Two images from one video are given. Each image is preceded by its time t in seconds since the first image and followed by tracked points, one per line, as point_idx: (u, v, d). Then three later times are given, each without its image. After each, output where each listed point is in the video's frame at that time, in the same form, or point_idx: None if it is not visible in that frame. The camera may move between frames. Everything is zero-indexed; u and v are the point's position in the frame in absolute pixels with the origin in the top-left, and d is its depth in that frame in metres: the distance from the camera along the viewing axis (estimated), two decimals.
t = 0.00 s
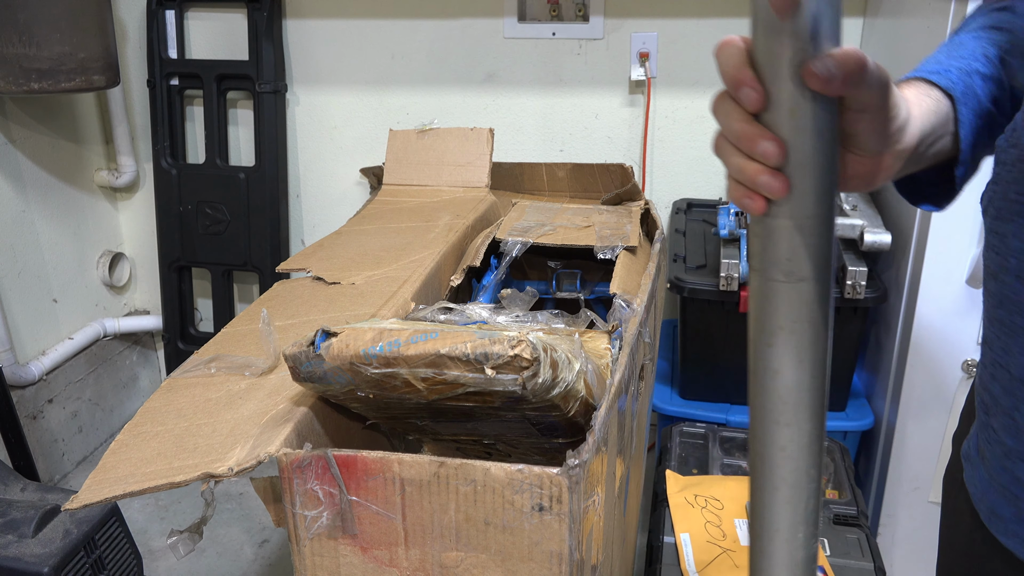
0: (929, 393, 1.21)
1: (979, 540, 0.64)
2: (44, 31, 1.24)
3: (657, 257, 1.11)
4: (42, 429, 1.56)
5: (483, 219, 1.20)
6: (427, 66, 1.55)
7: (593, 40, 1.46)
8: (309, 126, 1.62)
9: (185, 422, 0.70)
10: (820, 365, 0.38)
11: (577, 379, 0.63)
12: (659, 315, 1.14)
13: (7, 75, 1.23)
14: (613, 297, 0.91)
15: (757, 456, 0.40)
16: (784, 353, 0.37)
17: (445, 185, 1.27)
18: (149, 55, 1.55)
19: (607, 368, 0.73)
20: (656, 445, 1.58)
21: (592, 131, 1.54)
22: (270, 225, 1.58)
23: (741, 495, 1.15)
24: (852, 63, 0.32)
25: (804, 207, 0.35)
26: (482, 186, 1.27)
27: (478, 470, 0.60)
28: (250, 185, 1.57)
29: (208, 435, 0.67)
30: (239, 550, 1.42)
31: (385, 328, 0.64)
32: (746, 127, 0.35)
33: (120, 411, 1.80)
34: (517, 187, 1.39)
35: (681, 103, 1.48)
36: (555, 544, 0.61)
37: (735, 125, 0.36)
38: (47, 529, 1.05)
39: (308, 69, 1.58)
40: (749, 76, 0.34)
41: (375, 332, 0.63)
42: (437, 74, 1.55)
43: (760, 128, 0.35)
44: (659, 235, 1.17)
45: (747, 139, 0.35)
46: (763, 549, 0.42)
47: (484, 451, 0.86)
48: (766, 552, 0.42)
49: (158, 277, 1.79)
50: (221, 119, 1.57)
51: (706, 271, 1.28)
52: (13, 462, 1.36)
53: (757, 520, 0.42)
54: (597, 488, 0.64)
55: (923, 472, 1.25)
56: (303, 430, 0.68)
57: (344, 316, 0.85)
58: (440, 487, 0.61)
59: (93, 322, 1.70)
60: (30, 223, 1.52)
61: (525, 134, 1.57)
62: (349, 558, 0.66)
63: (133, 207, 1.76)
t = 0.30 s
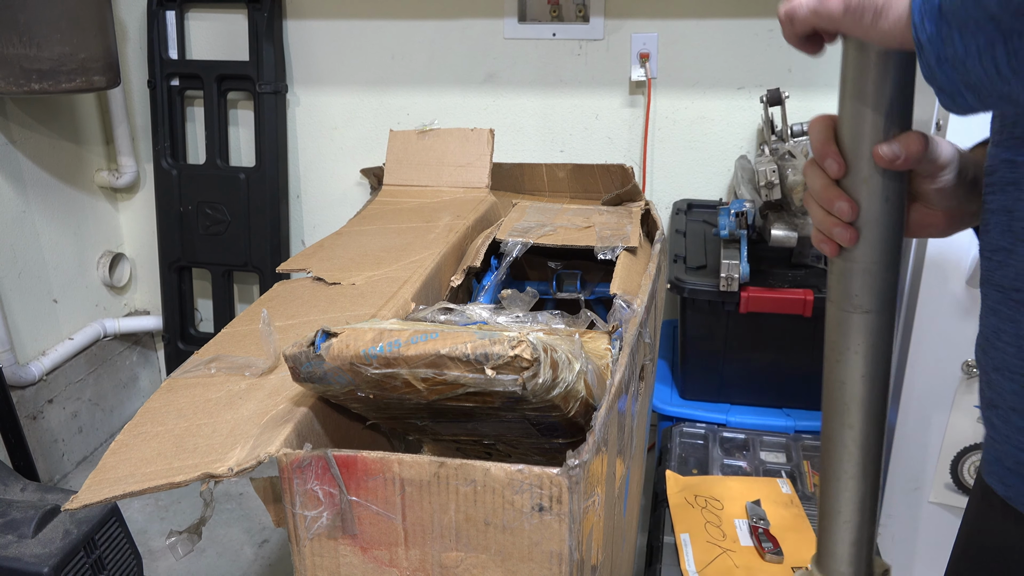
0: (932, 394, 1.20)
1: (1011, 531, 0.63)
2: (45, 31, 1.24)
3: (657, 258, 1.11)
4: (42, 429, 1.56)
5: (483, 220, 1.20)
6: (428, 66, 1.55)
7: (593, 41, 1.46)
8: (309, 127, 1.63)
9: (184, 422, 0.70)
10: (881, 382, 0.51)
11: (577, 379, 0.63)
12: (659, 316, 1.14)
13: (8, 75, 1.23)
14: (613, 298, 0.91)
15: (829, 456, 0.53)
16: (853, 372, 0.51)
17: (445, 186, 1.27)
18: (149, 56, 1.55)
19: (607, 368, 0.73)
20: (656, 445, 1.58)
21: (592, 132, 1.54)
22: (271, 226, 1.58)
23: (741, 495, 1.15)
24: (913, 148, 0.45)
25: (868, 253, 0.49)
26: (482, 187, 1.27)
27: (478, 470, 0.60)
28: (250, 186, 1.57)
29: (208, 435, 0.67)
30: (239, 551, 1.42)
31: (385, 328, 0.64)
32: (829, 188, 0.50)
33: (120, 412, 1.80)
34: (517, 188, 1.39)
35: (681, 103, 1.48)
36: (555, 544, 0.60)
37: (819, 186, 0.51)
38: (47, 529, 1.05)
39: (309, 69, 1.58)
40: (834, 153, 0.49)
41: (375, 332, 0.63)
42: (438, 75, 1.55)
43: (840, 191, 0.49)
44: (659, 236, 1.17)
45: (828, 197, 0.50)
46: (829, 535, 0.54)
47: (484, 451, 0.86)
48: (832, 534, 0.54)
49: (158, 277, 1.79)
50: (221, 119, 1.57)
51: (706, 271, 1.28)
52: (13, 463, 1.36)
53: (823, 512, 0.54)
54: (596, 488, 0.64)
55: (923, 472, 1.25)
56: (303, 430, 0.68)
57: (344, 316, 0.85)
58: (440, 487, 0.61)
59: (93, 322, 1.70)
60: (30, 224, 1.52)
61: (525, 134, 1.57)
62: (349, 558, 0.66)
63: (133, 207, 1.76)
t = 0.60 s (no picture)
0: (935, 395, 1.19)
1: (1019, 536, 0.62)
2: (44, 31, 1.24)
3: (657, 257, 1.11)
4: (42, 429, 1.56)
5: (483, 220, 1.20)
6: (427, 66, 1.55)
7: (593, 40, 1.46)
8: (309, 126, 1.62)
9: (184, 422, 0.70)
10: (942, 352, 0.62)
11: (577, 379, 0.63)
12: (659, 315, 1.14)
13: (7, 75, 1.23)
14: (613, 298, 0.91)
15: (901, 417, 0.64)
16: (915, 344, 0.62)
17: (444, 185, 1.27)
18: (149, 55, 1.55)
19: (607, 368, 0.73)
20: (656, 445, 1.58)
21: (592, 132, 1.54)
22: (271, 226, 1.58)
23: (741, 495, 1.15)
24: (941, 151, 0.58)
25: (917, 239, 0.61)
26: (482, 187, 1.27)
27: (478, 470, 0.60)
28: (250, 185, 1.57)
29: (208, 435, 0.67)
30: (240, 551, 1.42)
31: (385, 328, 0.64)
32: (887, 186, 0.64)
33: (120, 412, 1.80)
34: (517, 187, 1.39)
35: (681, 103, 1.48)
36: (556, 545, 0.60)
37: (879, 184, 0.66)
38: (48, 529, 1.05)
39: (309, 69, 1.58)
40: (890, 158, 0.64)
41: (375, 332, 0.63)
42: (438, 75, 1.55)
43: (894, 186, 0.64)
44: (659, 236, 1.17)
45: (884, 192, 0.65)
46: (903, 480, 0.65)
47: (484, 451, 0.86)
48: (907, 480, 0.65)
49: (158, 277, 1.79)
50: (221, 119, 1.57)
51: (706, 271, 1.28)
52: (13, 463, 1.36)
53: (897, 464, 0.66)
54: (597, 489, 0.64)
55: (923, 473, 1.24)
56: (303, 430, 0.68)
57: (344, 316, 0.85)
58: (440, 487, 0.61)
59: (93, 322, 1.70)
60: (30, 224, 1.51)
61: (525, 134, 1.57)
62: (349, 558, 0.66)
63: (133, 206, 1.76)
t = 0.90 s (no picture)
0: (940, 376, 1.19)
1: None
2: (44, 31, 1.24)
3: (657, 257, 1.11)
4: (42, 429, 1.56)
5: (483, 220, 1.20)
6: (428, 66, 1.55)
7: (593, 40, 1.46)
8: (309, 126, 1.62)
9: (185, 422, 0.70)
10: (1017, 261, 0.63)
11: (577, 379, 0.63)
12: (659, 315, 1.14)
13: (8, 75, 1.23)
14: (613, 297, 0.91)
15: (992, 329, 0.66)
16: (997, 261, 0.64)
17: (445, 185, 1.27)
18: (149, 55, 1.55)
19: (607, 368, 0.73)
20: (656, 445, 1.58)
21: (592, 132, 1.54)
22: (270, 226, 1.58)
23: (742, 495, 1.15)
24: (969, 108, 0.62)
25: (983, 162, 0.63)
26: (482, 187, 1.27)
27: (478, 470, 0.60)
28: (250, 185, 1.57)
29: (208, 435, 0.67)
30: (240, 551, 1.42)
31: (385, 328, 0.64)
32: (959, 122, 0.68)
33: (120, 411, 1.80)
34: (517, 188, 1.39)
35: (681, 103, 1.48)
36: (556, 544, 0.60)
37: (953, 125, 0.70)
38: (48, 529, 1.05)
39: (309, 69, 1.58)
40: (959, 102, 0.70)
41: (375, 332, 0.63)
42: (438, 75, 1.55)
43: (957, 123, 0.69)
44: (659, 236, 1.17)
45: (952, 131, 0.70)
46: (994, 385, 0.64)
47: (484, 451, 0.86)
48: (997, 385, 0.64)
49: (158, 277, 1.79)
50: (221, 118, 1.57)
51: (706, 271, 1.28)
52: (13, 463, 1.36)
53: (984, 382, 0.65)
54: (597, 488, 0.64)
55: (923, 472, 1.25)
56: (303, 430, 0.68)
57: (345, 316, 0.85)
58: (440, 487, 0.61)
59: (93, 322, 1.70)
60: (30, 223, 1.51)
61: (525, 134, 1.57)
62: (349, 558, 0.66)
63: (133, 206, 1.76)
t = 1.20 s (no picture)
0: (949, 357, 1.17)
1: None
2: (44, 31, 1.24)
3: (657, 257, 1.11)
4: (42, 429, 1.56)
5: (483, 220, 1.20)
6: (428, 66, 1.55)
7: (593, 40, 1.46)
8: (309, 126, 1.62)
9: (185, 422, 0.70)
10: None
11: (577, 379, 0.63)
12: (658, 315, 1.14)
13: (8, 75, 1.24)
14: (613, 297, 0.91)
15: None
16: None
17: (445, 185, 1.27)
18: (149, 55, 1.55)
19: (607, 368, 0.73)
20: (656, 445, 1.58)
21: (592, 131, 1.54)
22: (270, 225, 1.58)
23: (741, 495, 1.15)
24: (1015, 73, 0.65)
25: None
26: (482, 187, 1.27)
27: (478, 470, 0.60)
28: (250, 185, 1.57)
29: (208, 435, 0.67)
30: (240, 551, 1.42)
31: (385, 328, 0.64)
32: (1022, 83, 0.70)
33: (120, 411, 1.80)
34: (517, 188, 1.39)
35: (681, 103, 1.48)
36: (555, 544, 0.60)
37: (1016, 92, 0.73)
38: (48, 529, 1.05)
39: (309, 69, 1.58)
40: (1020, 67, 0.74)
41: (375, 332, 0.63)
42: (437, 75, 1.55)
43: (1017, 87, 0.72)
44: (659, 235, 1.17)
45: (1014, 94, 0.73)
46: None
47: (484, 451, 0.86)
48: None
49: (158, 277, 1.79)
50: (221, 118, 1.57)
51: (706, 271, 1.28)
52: (13, 463, 1.36)
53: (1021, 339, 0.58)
54: (597, 488, 0.64)
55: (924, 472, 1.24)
56: (303, 430, 0.68)
57: (345, 316, 0.85)
58: (440, 487, 0.61)
59: (93, 322, 1.70)
60: (30, 223, 1.51)
61: (525, 134, 1.57)
62: (349, 558, 0.66)
63: (133, 206, 1.76)
